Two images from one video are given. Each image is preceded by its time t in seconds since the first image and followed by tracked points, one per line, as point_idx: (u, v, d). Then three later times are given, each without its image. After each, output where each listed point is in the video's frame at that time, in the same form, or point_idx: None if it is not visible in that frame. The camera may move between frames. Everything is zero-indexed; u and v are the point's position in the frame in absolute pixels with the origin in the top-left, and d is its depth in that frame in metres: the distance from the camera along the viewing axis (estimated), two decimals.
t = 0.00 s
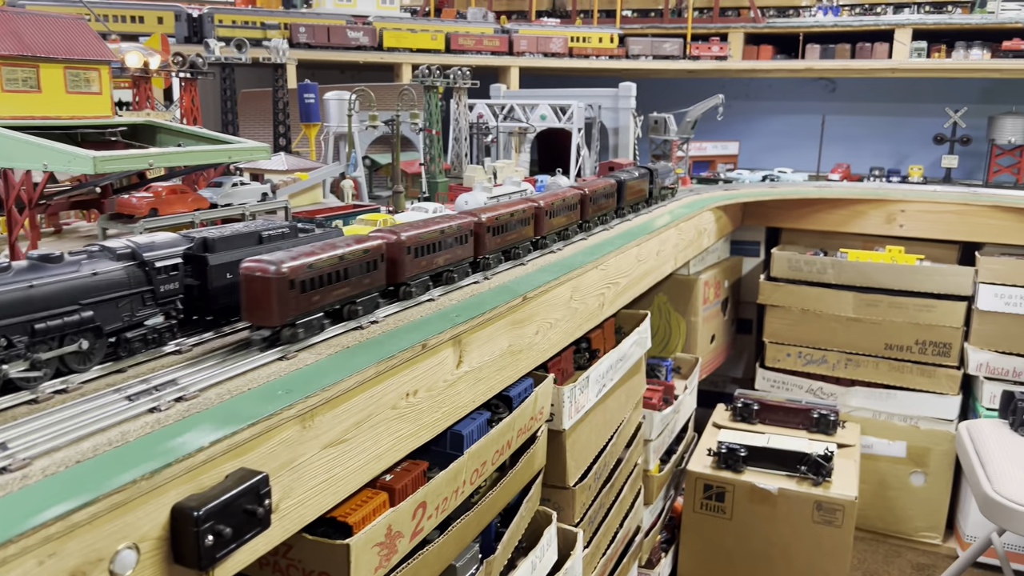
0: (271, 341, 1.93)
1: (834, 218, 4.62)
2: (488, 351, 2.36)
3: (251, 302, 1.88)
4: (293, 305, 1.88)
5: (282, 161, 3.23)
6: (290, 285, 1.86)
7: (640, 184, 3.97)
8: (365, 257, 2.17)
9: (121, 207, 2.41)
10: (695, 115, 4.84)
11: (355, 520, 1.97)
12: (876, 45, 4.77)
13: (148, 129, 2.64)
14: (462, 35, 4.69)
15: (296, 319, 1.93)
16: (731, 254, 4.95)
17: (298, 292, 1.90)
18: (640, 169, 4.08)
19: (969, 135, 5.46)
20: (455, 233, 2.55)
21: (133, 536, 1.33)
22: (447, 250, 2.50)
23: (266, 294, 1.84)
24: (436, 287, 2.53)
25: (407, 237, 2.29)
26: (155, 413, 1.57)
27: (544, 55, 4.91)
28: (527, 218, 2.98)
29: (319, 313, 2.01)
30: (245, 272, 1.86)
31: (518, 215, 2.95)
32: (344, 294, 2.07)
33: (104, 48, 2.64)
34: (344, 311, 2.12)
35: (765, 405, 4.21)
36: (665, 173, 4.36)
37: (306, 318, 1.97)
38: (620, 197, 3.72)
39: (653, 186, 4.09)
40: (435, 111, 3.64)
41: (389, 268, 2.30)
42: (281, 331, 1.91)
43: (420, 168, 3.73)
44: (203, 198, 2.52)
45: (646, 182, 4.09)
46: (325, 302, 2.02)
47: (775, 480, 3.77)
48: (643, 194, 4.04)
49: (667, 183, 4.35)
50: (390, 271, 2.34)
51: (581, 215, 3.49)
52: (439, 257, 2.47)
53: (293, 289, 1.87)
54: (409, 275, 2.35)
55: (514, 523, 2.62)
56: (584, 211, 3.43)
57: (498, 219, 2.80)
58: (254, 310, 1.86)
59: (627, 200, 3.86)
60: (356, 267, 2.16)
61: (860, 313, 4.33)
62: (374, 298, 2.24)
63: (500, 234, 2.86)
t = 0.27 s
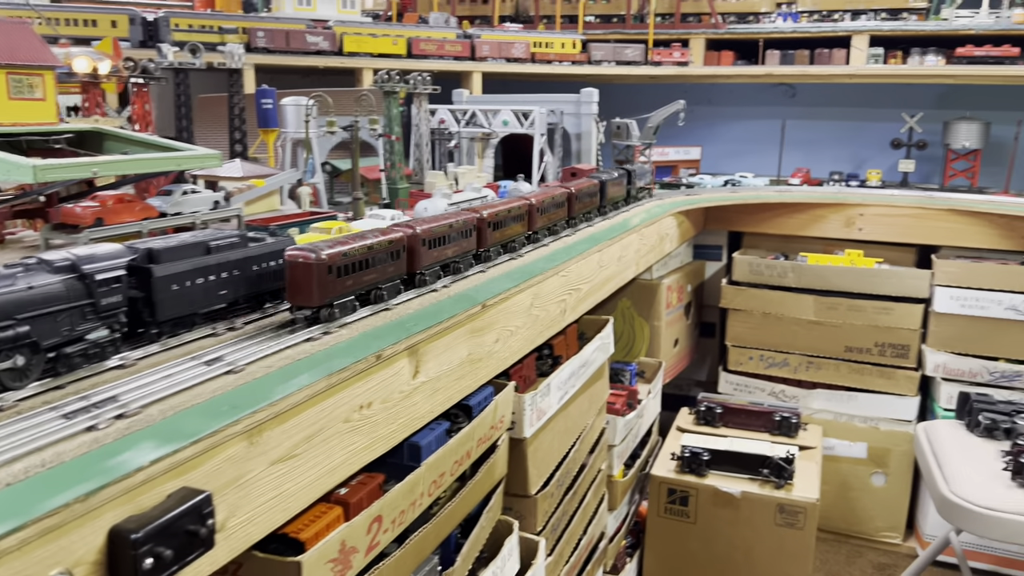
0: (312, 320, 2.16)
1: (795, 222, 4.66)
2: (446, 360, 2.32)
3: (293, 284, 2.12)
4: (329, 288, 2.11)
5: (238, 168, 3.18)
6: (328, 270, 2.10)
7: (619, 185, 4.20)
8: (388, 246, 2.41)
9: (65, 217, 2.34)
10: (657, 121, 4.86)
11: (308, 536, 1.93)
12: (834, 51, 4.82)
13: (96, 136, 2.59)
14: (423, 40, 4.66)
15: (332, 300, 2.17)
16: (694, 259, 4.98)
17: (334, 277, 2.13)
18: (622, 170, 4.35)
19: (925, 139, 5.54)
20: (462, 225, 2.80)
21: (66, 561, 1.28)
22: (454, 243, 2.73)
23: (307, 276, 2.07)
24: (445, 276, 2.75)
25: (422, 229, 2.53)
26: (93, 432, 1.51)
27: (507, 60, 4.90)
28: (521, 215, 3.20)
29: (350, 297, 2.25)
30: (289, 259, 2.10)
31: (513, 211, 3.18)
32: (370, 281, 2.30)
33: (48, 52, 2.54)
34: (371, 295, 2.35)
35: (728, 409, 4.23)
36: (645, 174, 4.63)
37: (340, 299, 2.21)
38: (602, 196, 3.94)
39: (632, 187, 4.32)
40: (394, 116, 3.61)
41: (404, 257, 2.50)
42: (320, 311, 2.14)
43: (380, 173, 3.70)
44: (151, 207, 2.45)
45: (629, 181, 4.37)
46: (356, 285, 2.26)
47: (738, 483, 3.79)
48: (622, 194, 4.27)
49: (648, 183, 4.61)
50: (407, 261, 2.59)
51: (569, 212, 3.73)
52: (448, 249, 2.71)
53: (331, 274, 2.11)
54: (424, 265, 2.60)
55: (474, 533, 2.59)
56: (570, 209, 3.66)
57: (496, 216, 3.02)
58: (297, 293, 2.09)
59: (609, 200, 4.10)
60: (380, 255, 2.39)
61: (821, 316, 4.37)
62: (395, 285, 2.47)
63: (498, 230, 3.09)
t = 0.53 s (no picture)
0: (325, 304, 2.41)
1: (740, 228, 4.71)
2: (378, 376, 2.26)
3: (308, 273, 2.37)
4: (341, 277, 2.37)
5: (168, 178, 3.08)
6: (341, 261, 2.36)
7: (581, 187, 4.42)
8: (387, 241, 2.66)
9: None
10: (603, 128, 4.87)
11: (230, 562, 1.85)
12: (776, 59, 4.89)
13: (12, 147, 2.49)
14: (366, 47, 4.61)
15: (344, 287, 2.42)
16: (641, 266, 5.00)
17: (345, 267, 2.39)
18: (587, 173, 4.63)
19: (864, 146, 5.66)
20: (447, 222, 3.07)
21: None
22: (441, 239, 3.01)
23: (322, 266, 2.33)
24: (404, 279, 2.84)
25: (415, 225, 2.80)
26: None
27: (452, 67, 4.88)
28: (496, 213, 3.47)
29: (357, 285, 2.50)
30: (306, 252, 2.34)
31: (488, 210, 3.43)
32: (372, 272, 2.56)
33: None
34: (373, 284, 2.60)
35: (675, 414, 4.25)
36: (612, 177, 4.90)
37: (349, 286, 2.47)
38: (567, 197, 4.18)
39: (595, 189, 4.60)
40: (333, 124, 3.56)
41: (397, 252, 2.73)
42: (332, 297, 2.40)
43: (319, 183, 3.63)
44: (68, 220, 2.36)
45: (596, 183, 4.65)
46: (361, 275, 2.51)
47: (684, 489, 3.80)
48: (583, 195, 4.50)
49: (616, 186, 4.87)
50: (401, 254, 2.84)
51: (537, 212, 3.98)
52: (436, 243, 2.97)
53: (344, 265, 2.37)
54: (417, 257, 2.85)
55: (412, 551, 2.53)
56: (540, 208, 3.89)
57: (475, 214, 3.30)
58: (312, 280, 2.34)
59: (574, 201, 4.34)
60: (379, 249, 2.64)
61: (766, 321, 4.41)
62: (392, 276, 2.73)
63: (475, 227, 3.36)
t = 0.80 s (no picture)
0: (326, 296, 2.64)
1: (692, 235, 4.73)
2: (314, 395, 2.21)
3: (311, 268, 2.59)
4: (340, 271, 2.59)
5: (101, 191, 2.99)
6: (341, 256, 2.58)
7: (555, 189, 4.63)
8: (380, 239, 2.89)
9: None
10: (556, 135, 4.87)
11: None
12: (726, 67, 4.93)
13: None
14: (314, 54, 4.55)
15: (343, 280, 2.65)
16: (595, 272, 5.01)
17: (344, 262, 2.61)
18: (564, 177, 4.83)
19: (812, 153, 5.74)
20: (429, 221, 3.30)
21: None
22: (424, 238, 3.25)
23: (326, 261, 2.55)
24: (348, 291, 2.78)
25: (402, 225, 3.02)
26: None
27: (403, 74, 4.84)
28: (473, 214, 3.70)
29: (354, 278, 2.74)
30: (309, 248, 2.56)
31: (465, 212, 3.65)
32: (367, 267, 2.79)
33: None
34: (368, 278, 2.84)
35: (629, 421, 4.26)
36: (596, 181, 5.02)
37: (348, 280, 2.69)
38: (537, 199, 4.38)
39: (570, 192, 4.78)
40: (278, 131, 3.50)
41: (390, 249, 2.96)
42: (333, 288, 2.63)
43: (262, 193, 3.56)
44: None
45: (576, 186, 4.85)
46: (358, 270, 2.74)
47: (636, 497, 3.80)
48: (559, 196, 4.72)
49: (605, 190, 5.00)
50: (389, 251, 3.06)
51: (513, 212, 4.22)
52: (420, 242, 3.21)
53: (343, 260, 2.59)
54: (403, 254, 3.08)
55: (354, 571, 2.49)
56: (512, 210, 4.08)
57: (454, 214, 3.52)
58: (314, 274, 2.56)
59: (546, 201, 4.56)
60: (374, 246, 2.86)
61: (717, 327, 4.44)
62: (385, 271, 2.95)
63: (454, 226, 3.58)
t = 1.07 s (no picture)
0: (321, 286, 2.88)
1: (643, 240, 4.77)
2: (248, 411, 2.16)
3: (307, 259, 2.83)
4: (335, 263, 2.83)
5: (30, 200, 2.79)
6: (335, 249, 2.82)
7: (536, 191, 4.85)
8: (368, 234, 3.13)
9: None
10: (506, 141, 4.87)
11: None
12: (674, 74, 4.98)
13: None
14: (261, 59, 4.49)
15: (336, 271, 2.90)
16: (548, 278, 5.01)
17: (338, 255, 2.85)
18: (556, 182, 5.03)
19: (760, 158, 5.83)
20: (410, 218, 3.55)
21: None
22: (407, 233, 3.50)
23: (321, 253, 2.80)
24: (286, 302, 2.71)
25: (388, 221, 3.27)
26: None
27: (351, 80, 4.80)
28: (449, 212, 3.96)
29: (346, 269, 2.98)
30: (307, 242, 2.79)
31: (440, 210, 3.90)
32: (357, 259, 3.04)
33: None
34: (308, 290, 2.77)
35: (581, 427, 4.25)
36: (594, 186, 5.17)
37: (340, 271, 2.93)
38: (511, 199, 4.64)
39: (555, 194, 4.98)
40: (217, 139, 3.44)
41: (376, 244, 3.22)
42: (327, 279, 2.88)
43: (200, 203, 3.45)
44: None
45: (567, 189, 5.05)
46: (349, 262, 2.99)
47: (587, 503, 3.80)
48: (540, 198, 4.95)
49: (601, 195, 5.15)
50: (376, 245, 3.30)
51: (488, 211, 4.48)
52: (403, 237, 3.46)
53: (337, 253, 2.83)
54: (388, 248, 3.33)
55: None
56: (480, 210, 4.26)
57: (433, 213, 3.77)
58: (311, 265, 2.80)
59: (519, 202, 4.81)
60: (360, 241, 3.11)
61: (667, 332, 4.48)
62: (372, 263, 3.20)
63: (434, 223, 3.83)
